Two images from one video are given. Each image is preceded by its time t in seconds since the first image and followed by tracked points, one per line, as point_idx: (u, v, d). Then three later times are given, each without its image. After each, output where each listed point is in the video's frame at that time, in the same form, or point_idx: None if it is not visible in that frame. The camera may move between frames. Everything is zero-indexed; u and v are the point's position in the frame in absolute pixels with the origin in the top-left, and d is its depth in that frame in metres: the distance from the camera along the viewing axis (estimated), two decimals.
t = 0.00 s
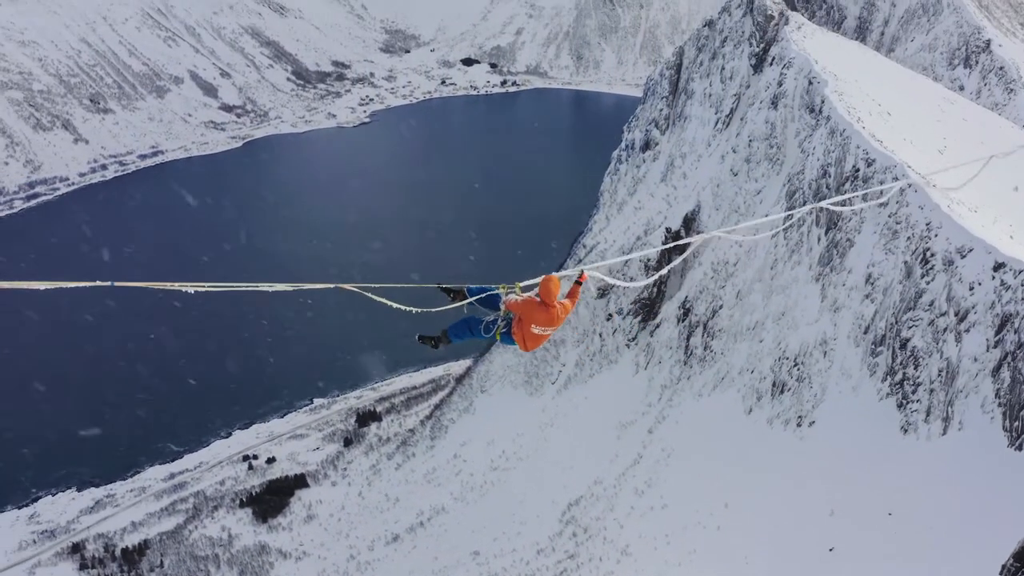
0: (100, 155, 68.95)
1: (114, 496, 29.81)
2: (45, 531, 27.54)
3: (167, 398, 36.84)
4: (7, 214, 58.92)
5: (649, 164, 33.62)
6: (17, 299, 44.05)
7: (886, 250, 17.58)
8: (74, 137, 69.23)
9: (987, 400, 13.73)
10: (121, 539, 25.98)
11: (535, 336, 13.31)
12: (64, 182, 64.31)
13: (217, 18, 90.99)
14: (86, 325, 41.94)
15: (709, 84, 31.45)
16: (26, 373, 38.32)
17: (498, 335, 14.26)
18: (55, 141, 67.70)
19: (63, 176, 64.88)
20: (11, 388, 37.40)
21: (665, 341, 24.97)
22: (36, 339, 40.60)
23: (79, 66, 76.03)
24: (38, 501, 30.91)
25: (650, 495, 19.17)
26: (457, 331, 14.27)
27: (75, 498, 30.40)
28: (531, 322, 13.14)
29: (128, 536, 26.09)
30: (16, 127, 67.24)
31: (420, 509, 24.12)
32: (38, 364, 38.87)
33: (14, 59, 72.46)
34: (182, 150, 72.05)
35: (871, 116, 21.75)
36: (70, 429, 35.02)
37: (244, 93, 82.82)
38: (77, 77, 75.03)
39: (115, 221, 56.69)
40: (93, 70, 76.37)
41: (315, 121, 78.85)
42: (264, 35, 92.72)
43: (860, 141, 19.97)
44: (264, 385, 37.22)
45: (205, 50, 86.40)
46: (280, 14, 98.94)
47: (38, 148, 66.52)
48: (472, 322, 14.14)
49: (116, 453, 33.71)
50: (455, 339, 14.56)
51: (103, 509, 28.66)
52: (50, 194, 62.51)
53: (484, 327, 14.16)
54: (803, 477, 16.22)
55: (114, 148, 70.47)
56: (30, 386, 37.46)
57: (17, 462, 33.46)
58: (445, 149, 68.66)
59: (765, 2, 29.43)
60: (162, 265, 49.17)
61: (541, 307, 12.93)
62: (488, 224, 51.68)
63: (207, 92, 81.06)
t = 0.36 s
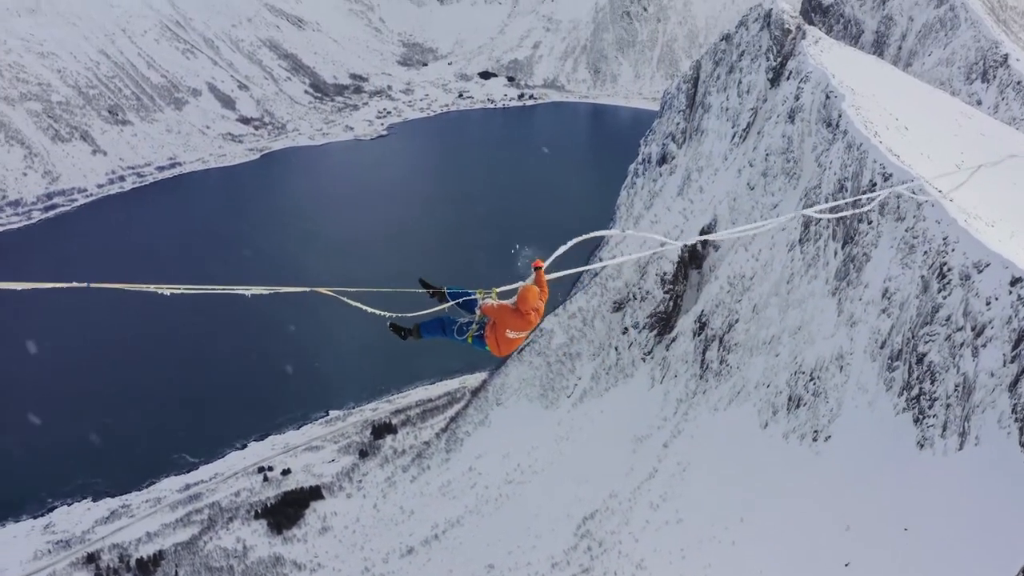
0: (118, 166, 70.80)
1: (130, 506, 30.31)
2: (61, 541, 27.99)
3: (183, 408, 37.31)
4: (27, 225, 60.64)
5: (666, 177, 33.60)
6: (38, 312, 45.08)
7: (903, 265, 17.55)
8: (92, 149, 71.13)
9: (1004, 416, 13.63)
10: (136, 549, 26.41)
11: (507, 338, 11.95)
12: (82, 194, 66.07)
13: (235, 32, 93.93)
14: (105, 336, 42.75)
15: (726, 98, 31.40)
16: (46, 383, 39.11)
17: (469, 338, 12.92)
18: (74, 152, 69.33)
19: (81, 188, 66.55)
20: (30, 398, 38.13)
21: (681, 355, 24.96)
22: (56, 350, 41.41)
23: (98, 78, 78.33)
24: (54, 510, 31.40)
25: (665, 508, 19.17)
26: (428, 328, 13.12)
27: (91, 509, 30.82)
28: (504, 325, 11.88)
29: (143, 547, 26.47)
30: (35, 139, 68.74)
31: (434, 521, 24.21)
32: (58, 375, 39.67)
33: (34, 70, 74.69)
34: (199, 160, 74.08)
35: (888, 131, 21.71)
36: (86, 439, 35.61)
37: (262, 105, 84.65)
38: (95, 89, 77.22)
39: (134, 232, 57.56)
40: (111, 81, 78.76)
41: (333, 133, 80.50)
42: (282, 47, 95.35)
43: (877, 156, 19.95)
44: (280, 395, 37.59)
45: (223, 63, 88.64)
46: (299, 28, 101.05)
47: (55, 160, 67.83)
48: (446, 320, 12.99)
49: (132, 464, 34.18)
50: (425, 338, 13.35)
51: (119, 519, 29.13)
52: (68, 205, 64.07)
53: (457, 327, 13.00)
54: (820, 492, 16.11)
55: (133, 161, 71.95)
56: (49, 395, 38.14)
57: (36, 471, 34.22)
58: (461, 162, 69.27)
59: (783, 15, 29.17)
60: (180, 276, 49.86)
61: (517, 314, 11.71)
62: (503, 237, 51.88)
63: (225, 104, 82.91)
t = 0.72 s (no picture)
0: (136, 178, 72.22)
1: (146, 517, 30.72)
2: (77, 551, 28.38)
3: (201, 420, 37.82)
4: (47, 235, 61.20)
5: (683, 190, 33.69)
6: (59, 322, 45.74)
7: (920, 279, 17.52)
8: (111, 160, 72.69)
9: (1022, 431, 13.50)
10: (152, 559, 26.78)
11: (489, 337, 11.94)
12: (100, 206, 66.72)
13: (253, 44, 98.27)
14: (123, 347, 43.43)
15: (743, 112, 31.36)
16: (64, 393, 39.60)
17: (453, 334, 12.68)
18: (93, 163, 70.98)
19: (99, 199, 67.40)
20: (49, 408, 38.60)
21: (698, 369, 24.91)
22: (75, 360, 42.00)
23: (116, 89, 80.79)
24: (71, 520, 31.75)
25: (681, 522, 19.13)
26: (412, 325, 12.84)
27: (106, 520, 31.18)
28: (486, 324, 11.82)
29: (159, 558, 26.82)
30: (56, 150, 70.08)
31: (450, 534, 24.25)
32: (76, 385, 40.25)
33: (53, 83, 76.40)
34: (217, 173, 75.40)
35: (906, 145, 21.68)
36: (103, 450, 36.08)
37: (281, 118, 88.02)
38: (114, 100, 79.48)
39: (153, 244, 58.43)
40: (130, 93, 81.07)
41: (352, 145, 82.85)
42: (300, 60, 100.15)
43: (895, 170, 19.93)
44: (297, 407, 38.02)
45: (242, 75, 92.39)
46: (318, 40, 107.35)
47: (74, 171, 69.16)
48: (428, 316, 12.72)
49: (148, 475, 34.58)
50: (409, 334, 13.03)
51: (135, 530, 29.55)
52: (87, 217, 64.70)
53: (440, 322, 12.68)
54: (837, 507, 15.99)
55: (152, 173, 73.46)
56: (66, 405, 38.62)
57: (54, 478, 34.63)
58: (478, 175, 69.88)
59: (800, 29, 29.22)
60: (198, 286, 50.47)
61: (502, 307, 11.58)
62: (519, 251, 52.27)
63: (244, 117, 85.73)
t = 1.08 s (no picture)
0: (152, 189, 73.93)
1: (159, 527, 31.03)
2: (91, 561, 28.74)
3: (214, 429, 37.99)
4: (64, 243, 63.32)
5: (699, 204, 33.68)
6: (76, 333, 46.41)
7: (936, 292, 17.48)
8: (127, 170, 74.27)
9: None
10: (165, 569, 27.03)
11: (474, 338, 11.88)
12: (116, 216, 68.51)
13: (270, 55, 100.08)
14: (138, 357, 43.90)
15: (759, 124, 31.21)
16: (79, 403, 40.03)
17: (435, 335, 12.58)
18: (110, 173, 72.67)
19: (116, 210, 69.15)
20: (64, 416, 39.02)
21: (712, 381, 24.86)
22: (92, 372, 42.58)
23: (133, 100, 81.87)
24: (84, 530, 32.09)
25: (695, 534, 19.13)
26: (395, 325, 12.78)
27: (120, 529, 31.54)
28: (473, 324, 11.77)
29: (172, 567, 27.09)
30: (72, 160, 71.46)
31: (463, 546, 24.33)
32: (91, 395, 40.70)
33: (70, 93, 77.42)
34: (234, 185, 77.35)
35: (922, 157, 21.60)
36: (117, 459, 36.43)
37: (297, 129, 90.02)
38: (131, 110, 80.63)
39: (169, 254, 59.09)
40: (147, 104, 82.34)
41: (368, 157, 85.22)
42: (316, 71, 102.17)
43: (911, 183, 19.83)
44: (312, 418, 38.35)
45: (258, 87, 93.99)
46: (335, 52, 109.13)
47: (90, 181, 70.88)
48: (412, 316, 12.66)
49: (162, 484, 34.82)
50: (392, 334, 12.94)
51: (149, 539, 29.86)
52: (104, 226, 66.74)
53: (423, 323, 12.59)
54: (852, 521, 15.89)
55: (169, 184, 75.19)
56: (80, 414, 39.00)
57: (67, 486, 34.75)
58: (493, 187, 70.41)
59: (816, 42, 29.13)
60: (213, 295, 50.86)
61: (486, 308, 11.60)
62: (534, 262, 52.59)
63: (262, 128, 87.77)
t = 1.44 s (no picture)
0: (170, 202, 75.36)
1: (174, 537, 31.34)
2: (106, 570, 29.12)
3: (228, 439, 38.37)
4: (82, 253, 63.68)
5: (715, 218, 33.60)
6: (92, 345, 47.12)
7: (952, 306, 17.41)
8: (144, 181, 76.22)
9: None
10: None
11: (458, 344, 11.57)
12: (133, 227, 69.46)
13: (287, 68, 103.20)
14: (154, 368, 44.45)
15: (775, 138, 31.05)
16: (95, 414, 40.54)
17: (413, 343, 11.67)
18: (125, 184, 74.72)
19: (132, 220, 70.51)
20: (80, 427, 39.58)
21: (727, 395, 24.81)
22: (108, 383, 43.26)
23: (151, 113, 84.70)
24: (99, 540, 32.45)
25: (709, 549, 19.08)
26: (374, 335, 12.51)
27: (134, 539, 31.84)
28: (460, 331, 11.50)
29: None
30: (90, 172, 73.78)
31: (477, 558, 24.39)
32: (107, 407, 41.25)
33: (88, 104, 80.60)
34: (251, 196, 78.68)
35: (939, 172, 21.44)
36: (131, 469, 36.78)
37: (314, 142, 92.19)
38: (148, 122, 83.44)
39: (186, 265, 59.72)
40: (164, 116, 85.09)
41: (385, 169, 86.87)
42: (333, 84, 104.63)
43: (927, 197, 19.74)
44: (327, 428, 38.66)
45: (275, 99, 96.84)
46: (352, 64, 112.27)
47: (108, 191, 73.07)
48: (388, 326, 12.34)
49: (177, 493, 35.10)
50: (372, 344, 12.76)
51: (164, 550, 30.16)
52: (119, 238, 67.08)
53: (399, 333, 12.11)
54: (867, 536, 15.81)
55: (186, 197, 76.49)
56: (95, 426, 39.52)
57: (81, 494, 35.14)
58: (509, 200, 70.76)
59: (833, 55, 28.65)
60: (228, 308, 51.43)
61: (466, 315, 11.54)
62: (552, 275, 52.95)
63: (278, 141, 90.04)
